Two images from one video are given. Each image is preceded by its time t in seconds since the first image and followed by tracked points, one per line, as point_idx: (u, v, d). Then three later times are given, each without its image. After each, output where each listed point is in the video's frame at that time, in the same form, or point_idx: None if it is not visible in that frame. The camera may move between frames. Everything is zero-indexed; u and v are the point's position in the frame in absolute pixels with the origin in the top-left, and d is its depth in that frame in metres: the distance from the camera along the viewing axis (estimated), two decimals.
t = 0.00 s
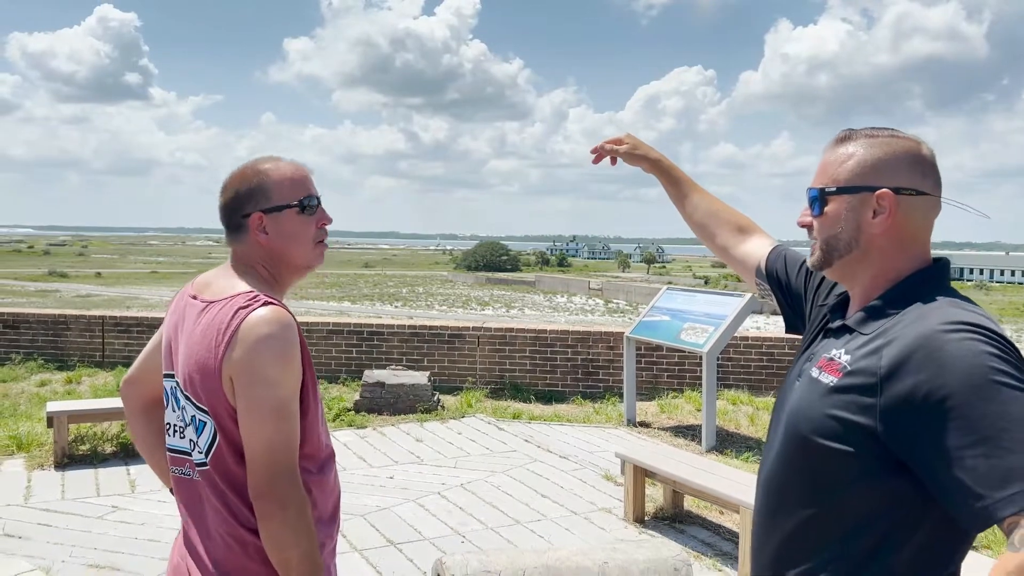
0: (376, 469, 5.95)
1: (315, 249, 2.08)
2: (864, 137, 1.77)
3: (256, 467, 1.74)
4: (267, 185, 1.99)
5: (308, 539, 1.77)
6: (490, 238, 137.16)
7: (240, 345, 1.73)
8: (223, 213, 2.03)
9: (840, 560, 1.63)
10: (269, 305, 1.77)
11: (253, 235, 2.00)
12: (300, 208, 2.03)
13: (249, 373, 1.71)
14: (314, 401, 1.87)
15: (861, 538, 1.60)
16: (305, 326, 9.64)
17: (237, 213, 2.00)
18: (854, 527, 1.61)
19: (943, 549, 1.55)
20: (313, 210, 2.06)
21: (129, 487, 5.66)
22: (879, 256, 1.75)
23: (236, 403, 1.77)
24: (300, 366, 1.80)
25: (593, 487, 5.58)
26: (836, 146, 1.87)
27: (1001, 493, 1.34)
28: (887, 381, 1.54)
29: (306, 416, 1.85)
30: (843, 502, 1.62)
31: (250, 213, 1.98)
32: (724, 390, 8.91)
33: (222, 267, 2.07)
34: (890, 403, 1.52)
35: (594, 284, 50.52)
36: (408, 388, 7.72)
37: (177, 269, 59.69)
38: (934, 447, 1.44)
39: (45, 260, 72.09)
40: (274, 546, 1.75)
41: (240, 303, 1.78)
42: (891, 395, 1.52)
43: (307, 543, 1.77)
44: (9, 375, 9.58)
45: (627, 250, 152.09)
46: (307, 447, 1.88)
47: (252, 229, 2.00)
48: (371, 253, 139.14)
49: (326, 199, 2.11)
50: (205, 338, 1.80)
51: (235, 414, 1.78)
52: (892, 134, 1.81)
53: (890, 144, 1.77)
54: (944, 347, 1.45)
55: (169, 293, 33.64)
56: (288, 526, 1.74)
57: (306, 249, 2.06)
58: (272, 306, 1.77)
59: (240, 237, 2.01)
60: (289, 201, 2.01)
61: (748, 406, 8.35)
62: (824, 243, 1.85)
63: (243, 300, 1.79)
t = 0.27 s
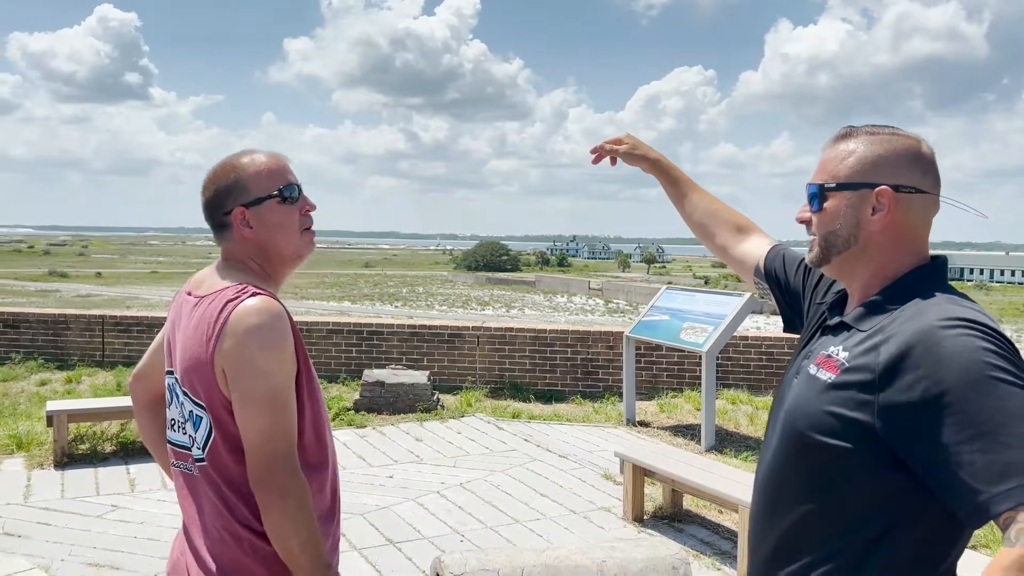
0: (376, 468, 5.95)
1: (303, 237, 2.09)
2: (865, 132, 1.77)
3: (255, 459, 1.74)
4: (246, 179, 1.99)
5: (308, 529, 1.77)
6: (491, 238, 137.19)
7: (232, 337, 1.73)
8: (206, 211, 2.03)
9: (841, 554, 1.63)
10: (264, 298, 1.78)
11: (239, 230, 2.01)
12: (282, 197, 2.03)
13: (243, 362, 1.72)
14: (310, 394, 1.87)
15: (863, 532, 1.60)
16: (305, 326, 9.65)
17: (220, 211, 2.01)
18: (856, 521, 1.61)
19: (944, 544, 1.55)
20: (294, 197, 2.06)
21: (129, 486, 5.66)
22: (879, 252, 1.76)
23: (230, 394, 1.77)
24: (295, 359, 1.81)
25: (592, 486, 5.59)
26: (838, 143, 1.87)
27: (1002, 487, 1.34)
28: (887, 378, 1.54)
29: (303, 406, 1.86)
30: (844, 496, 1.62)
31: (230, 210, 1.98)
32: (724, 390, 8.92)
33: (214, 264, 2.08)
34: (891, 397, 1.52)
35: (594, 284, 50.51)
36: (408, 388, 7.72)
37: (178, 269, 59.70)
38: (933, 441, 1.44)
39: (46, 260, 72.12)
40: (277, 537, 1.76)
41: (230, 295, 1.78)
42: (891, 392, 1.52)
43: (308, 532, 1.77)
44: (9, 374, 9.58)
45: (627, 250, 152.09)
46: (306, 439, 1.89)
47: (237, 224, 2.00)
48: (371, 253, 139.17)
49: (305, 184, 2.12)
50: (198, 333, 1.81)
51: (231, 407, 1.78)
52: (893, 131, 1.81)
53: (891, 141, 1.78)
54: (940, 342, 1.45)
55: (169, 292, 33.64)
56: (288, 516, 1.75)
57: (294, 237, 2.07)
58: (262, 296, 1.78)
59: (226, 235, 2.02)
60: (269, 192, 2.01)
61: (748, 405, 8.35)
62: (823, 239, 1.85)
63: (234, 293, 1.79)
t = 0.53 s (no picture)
0: (375, 468, 5.94)
1: (300, 253, 2.08)
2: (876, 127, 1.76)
3: (243, 460, 1.73)
4: (263, 184, 1.99)
5: (300, 530, 1.76)
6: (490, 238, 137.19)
7: (223, 336, 1.72)
8: (215, 205, 2.03)
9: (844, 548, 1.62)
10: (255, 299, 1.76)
11: (241, 231, 2.00)
12: (292, 211, 2.03)
13: (233, 361, 1.71)
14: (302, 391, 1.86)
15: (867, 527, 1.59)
16: (304, 325, 9.64)
17: (228, 208, 2.00)
18: (858, 516, 1.60)
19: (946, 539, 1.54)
20: (304, 213, 2.05)
21: (127, 485, 5.66)
22: (887, 248, 1.74)
23: (218, 396, 1.77)
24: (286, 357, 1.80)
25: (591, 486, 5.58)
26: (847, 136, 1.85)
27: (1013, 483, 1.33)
28: (895, 371, 1.53)
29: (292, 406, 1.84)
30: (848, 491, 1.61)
31: (239, 208, 1.98)
32: (724, 389, 8.91)
33: (209, 261, 2.07)
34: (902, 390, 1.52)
35: (594, 284, 50.49)
36: (407, 387, 7.71)
37: (178, 268, 59.70)
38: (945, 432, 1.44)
39: (46, 260, 72.13)
40: (270, 535, 1.75)
41: (218, 295, 1.77)
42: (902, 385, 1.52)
43: (298, 531, 1.76)
44: (7, 374, 9.58)
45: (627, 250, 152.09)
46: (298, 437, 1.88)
47: (242, 225, 1.99)
48: (371, 253, 139.18)
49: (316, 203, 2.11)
50: (186, 333, 1.80)
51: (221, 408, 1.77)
52: (900, 127, 1.81)
53: (903, 137, 1.77)
54: (953, 335, 1.45)
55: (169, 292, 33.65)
56: (280, 515, 1.74)
57: (292, 251, 2.06)
58: (252, 297, 1.76)
59: (226, 231, 2.01)
60: (283, 203, 2.01)
61: (747, 405, 8.34)
62: (831, 233, 1.82)
63: (224, 292, 1.78)
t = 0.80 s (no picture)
0: (373, 468, 5.93)
1: (302, 256, 2.08)
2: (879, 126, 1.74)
3: (236, 462, 1.72)
4: (267, 186, 1.98)
5: (289, 534, 1.75)
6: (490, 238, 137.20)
7: (222, 336, 1.71)
8: (219, 204, 2.01)
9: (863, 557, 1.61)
10: (253, 300, 1.75)
11: (243, 233, 1.99)
12: (295, 215, 2.02)
13: (227, 366, 1.70)
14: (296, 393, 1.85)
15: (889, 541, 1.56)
16: (303, 325, 9.63)
17: (231, 208, 1.99)
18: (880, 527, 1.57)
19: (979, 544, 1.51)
20: (308, 218, 2.04)
21: (125, 485, 5.64)
22: (893, 248, 1.76)
23: (212, 397, 1.76)
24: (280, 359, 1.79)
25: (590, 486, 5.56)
26: (847, 136, 1.83)
27: None
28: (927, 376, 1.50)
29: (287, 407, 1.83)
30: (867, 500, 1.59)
31: (241, 209, 1.96)
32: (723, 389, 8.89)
33: (209, 259, 2.05)
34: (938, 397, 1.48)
35: (594, 283, 50.48)
36: (405, 387, 7.70)
37: (177, 268, 59.71)
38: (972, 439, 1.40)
39: (45, 259, 72.11)
40: (261, 538, 1.73)
41: (216, 295, 1.76)
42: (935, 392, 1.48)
43: (288, 536, 1.75)
44: (5, 373, 9.56)
45: (626, 250, 152.10)
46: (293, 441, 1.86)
47: (244, 227, 1.99)
48: (370, 253, 139.16)
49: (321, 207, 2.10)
50: (182, 332, 1.79)
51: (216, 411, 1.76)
52: (895, 127, 1.81)
53: (906, 138, 1.78)
54: (987, 333, 1.42)
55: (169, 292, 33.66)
56: (274, 517, 1.73)
57: (292, 254, 2.05)
58: (249, 298, 1.75)
59: (228, 231, 2.00)
60: (287, 206, 2.00)
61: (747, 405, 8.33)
62: (840, 235, 1.79)
63: (224, 292, 1.77)
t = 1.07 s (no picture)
0: (373, 468, 5.92)
1: (302, 253, 2.07)
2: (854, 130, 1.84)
3: (234, 465, 1.71)
4: (263, 184, 1.97)
5: (288, 536, 1.74)
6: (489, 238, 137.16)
7: (221, 337, 1.70)
8: (217, 203, 2.01)
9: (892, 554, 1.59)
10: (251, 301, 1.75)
11: (241, 231, 1.98)
12: (293, 211, 2.01)
13: (224, 367, 1.69)
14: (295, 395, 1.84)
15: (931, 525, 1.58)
16: (302, 325, 9.61)
17: (229, 208, 1.98)
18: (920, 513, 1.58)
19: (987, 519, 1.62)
20: (306, 214, 2.03)
21: (125, 485, 5.63)
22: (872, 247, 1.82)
23: (207, 399, 1.75)
24: (277, 361, 1.78)
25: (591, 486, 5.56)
26: (826, 142, 1.91)
27: None
28: (964, 354, 1.56)
29: (285, 409, 1.82)
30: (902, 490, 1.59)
31: (238, 208, 1.96)
32: (723, 389, 8.88)
33: (210, 258, 2.05)
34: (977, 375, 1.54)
35: (593, 283, 50.46)
36: (405, 387, 7.69)
37: (176, 268, 59.66)
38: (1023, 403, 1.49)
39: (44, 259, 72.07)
40: (262, 540, 1.72)
41: (214, 296, 1.75)
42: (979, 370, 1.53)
43: (285, 538, 1.74)
44: (4, 373, 9.55)
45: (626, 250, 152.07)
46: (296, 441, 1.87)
47: (242, 225, 1.98)
48: (370, 253, 139.13)
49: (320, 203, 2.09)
50: (178, 332, 1.79)
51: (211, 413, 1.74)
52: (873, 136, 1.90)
53: (881, 144, 1.85)
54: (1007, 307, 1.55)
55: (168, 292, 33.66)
56: (278, 517, 1.73)
57: (292, 252, 2.04)
58: (247, 299, 1.75)
59: (226, 232, 1.99)
60: (283, 203, 1.99)
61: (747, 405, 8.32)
62: (818, 234, 1.86)
63: (222, 292, 1.76)
